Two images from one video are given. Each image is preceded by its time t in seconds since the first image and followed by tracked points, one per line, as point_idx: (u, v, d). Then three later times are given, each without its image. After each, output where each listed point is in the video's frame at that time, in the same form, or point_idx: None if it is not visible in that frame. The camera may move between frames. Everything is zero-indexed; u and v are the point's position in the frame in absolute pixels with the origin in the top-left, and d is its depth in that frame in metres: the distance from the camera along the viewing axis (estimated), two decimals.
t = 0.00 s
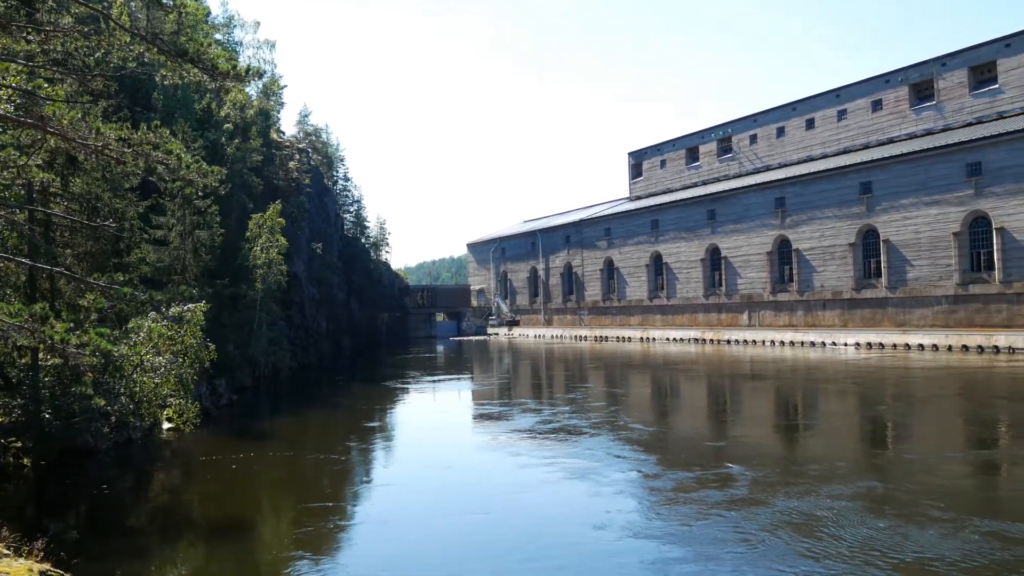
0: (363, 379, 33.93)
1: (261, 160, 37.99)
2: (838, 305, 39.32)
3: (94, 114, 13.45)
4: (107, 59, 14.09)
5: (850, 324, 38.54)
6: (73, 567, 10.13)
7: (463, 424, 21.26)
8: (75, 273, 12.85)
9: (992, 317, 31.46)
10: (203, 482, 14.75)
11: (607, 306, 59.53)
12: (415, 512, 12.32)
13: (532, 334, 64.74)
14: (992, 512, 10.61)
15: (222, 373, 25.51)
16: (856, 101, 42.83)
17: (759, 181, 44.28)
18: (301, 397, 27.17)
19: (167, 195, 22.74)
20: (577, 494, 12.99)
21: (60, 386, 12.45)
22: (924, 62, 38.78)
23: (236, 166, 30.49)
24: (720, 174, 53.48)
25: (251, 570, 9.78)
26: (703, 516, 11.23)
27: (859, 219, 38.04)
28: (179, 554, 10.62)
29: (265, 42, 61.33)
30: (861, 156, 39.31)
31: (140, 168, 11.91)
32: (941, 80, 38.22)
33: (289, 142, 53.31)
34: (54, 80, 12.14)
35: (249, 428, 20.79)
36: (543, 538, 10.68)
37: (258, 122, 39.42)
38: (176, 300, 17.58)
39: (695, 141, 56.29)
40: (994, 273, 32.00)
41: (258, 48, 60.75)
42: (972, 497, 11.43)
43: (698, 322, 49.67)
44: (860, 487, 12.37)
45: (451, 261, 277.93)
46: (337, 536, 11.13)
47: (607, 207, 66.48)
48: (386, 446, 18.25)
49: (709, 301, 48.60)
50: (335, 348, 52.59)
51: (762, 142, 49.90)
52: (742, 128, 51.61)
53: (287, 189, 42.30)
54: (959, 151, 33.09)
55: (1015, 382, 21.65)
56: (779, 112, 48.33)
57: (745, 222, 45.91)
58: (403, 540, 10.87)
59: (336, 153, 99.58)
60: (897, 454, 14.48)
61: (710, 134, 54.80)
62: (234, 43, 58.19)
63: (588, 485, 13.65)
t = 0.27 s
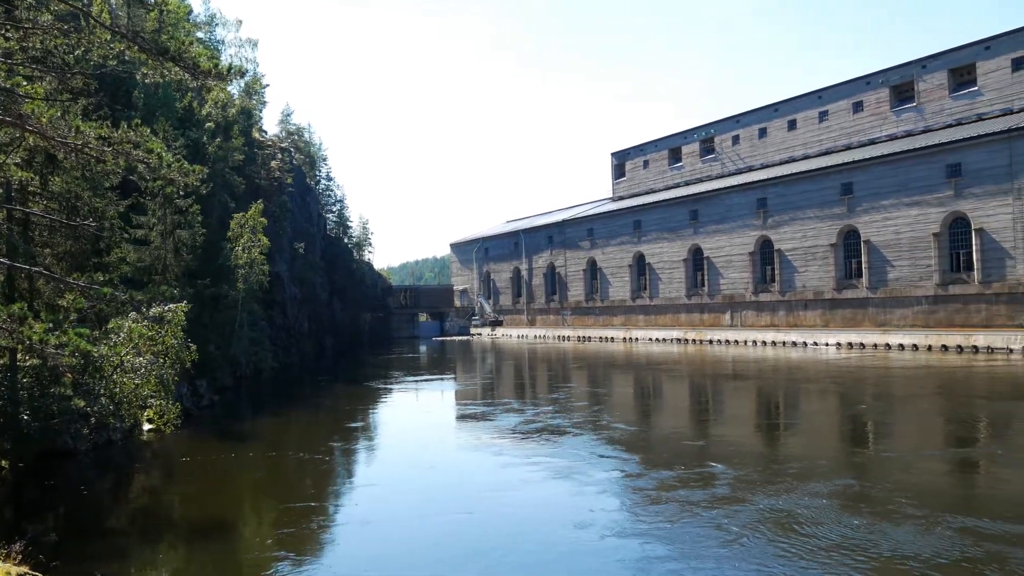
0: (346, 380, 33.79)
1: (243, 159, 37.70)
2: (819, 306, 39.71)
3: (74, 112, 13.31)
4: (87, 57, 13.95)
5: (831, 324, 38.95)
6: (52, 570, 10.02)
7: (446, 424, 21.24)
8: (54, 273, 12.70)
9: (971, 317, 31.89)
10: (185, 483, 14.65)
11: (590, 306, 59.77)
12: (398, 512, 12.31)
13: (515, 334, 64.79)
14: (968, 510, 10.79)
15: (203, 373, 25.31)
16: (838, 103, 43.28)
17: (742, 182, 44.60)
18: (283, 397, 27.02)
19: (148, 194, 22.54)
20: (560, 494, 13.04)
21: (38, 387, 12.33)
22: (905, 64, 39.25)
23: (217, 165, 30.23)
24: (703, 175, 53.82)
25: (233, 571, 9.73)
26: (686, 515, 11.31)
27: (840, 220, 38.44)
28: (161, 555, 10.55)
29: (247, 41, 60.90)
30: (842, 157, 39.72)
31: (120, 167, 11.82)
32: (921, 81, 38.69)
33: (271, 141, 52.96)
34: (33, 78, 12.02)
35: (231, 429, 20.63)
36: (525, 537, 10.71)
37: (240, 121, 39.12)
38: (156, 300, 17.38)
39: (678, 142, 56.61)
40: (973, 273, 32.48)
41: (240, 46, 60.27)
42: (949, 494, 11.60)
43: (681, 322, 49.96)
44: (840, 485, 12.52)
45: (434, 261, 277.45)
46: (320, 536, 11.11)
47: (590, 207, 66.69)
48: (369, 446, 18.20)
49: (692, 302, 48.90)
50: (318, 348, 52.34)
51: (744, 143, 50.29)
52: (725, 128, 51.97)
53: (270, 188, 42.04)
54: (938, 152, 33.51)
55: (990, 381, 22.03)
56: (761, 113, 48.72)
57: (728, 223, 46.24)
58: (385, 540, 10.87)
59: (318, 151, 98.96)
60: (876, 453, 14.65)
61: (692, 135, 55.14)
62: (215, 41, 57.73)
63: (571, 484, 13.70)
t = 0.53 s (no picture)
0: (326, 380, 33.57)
1: (222, 158, 37.31)
2: (798, 306, 40.07)
3: (50, 110, 13.09)
4: (63, 54, 13.73)
5: (810, 324, 39.31)
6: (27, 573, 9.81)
7: (426, 424, 21.11)
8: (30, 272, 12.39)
9: (948, 316, 32.30)
10: (162, 484, 14.43)
11: (570, 306, 59.86)
12: (378, 511, 12.22)
13: (495, 334, 64.71)
14: (946, 507, 10.88)
15: (181, 374, 24.98)
16: (816, 104, 43.74)
17: (721, 183, 44.90)
18: (262, 398, 26.77)
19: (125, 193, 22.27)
20: (541, 493, 13.00)
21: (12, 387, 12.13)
22: (883, 66, 39.72)
23: (196, 164, 29.86)
24: (682, 175, 54.15)
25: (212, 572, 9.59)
26: (667, 513, 11.32)
27: (819, 220, 38.83)
28: (138, 557, 10.37)
29: (226, 39, 60.33)
30: (821, 159, 40.14)
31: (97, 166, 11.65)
32: (898, 83, 39.08)
33: (250, 140, 52.49)
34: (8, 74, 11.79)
35: (209, 430, 20.36)
36: (508, 536, 10.66)
37: (219, 120, 38.71)
38: (134, 300, 17.09)
39: (658, 142, 56.92)
40: (950, 273, 32.88)
41: (219, 45, 59.55)
42: (927, 492, 11.70)
43: (661, 322, 50.19)
44: (820, 483, 12.58)
45: (415, 261, 276.81)
46: (298, 536, 10.97)
47: (570, 207, 66.85)
48: (348, 446, 18.08)
49: (672, 302, 49.15)
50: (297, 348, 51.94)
51: (723, 144, 50.66)
52: (704, 129, 52.33)
53: (249, 188, 41.61)
54: (915, 154, 33.90)
55: (963, 381, 22.34)
56: (741, 114, 49.11)
57: (707, 223, 46.53)
58: (366, 540, 10.76)
59: (298, 150, 98.14)
60: (854, 451, 14.77)
61: (672, 136, 55.46)
62: (194, 39, 57.12)
63: (552, 483, 13.69)
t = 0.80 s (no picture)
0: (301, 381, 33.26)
1: (196, 158, 36.80)
2: (772, 306, 40.51)
3: (19, 107, 12.79)
4: (33, 51, 13.41)
5: (784, 324, 39.75)
6: None
7: (402, 425, 20.98)
8: None
9: (919, 317, 32.81)
10: (135, 486, 14.19)
11: (547, 306, 59.97)
12: (354, 511, 12.13)
13: (472, 334, 64.61)
14: (918, 504, 11.01)
15: (154, 375, 24.59)
16: (791, 106, 44.24)
17: (697, 183, 45.24)
18: (236, 399, 26.45)
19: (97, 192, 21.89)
20: (518, 492, 12.97)
21: None
22: (856, 69, 40.28)
23: (170, 163, 29.39)
24: (658, 176, 54.50)
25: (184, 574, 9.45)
26: (643, 512, 11.34)
27: (793, 221, 39.29)
28: (109, 559, 10.18)
29: (201, 37, 59.55)
30: (795, 160, 40.61)
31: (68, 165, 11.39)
32: (870, 86, 39.74)
33: (224, 139, 51.81)
34: None
35: (182, 431, 20.04)
36: (484, 536, 10.62)
37: (192, 118, 38.19)
38: (105, 301, 16.77)
39: (634, 143, 57.24)
40: (922, 274, 33.37)
41: (193, 43, 58.67)
42: (900, 490, 11.84)
43: (637, 322, 50.45)
44: (795, 481, 12.70)
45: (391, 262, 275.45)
46: (273, 537, 10.82)
47: (547, 208, 67.01)
48: (324, 447, 17.95)
49: (648, 302, 49.44)
50: (272, 349, 51.43)
51: (699, 145, 51.06)
52: (680, 130, 52.71)
53: (223, 187, 41.17)
54: (889, 156, 34.37)
55: (932, 380, 22.73)
56: (716, 115, 49.55)
57: (683, 224, 46.87)
58: (342, 540, 10.66)
59: (272, 149, 97.10)
60: (827, 450, 14.92)
61: (648, 136, 55.81)
62: (167, 37, 56.26)
63: (528, 482, 13.67)
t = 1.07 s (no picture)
0: (280, 381, 32.96)
1: (174, 156, 36.35)
2: (751, 306, 40.85)
3: None
4: (8, 48, 13.16)
5: (763, 324, 40.07)
6: None
7: (382, 425, 20.85)
8: None
9: (896, 317, 33.24)
10: (112, 487, 13.96)
11: (526, 306, 60.00)
12: (334, 512, 12.02)
13: (451, 334, 64.44)
14: (898, 502, 11.10)
15: (130, 376, 24.20)
16: (769, 107, 44.66)
17: (676, 184, 45.52)
18: (214, 399, 26.14)
19: (73, 191, 21.54)
20: (499, 492, 12.93)
21: None
22: (834, 71, 40.76)
23: (148, 162, 28.96)
24: (638, 176, 54.78)
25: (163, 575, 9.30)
26: (624, 511, 11.33)
27: (772, 222, 39.64)
28: (86, 561, 9.99)
29: (179, 35, 58.82)
30: (773, 161, 41.00)
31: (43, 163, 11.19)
32: (848, 87, 40.19)
33: (202, 138, 51.22)
34: None
35: (158, 432, 19.75)
36: (465, 535, 10.56)
37: (170, 117, 37.73)
38: (81, 300, 16.47)
39: (614, 143, 57.48)
40: (899, 275, 33.78)
41: (171, 40, 57.98)
42: (880, 488, 11.92)
43: (616, 322, 50.64)
44: (775, 479, 12.78)
45: (371, 262, 274.07)
46: (251, 539, 10.66)
47: (527, 208, 67.09)
48: (302, 447, 17.80)
49: (627, 302, 49.65)
50: (250, 350, 50.93)
51: (678, 145, 51.38)
52: (659, 131, 53.00)
53: (201, 186, 40.67)
54: (866, 157, 34.77)
55: (907, 379, 23.03)
56: (695, 116, 49.88)
57: (662, 224, 47.12)
58: (322, 541, 10.54)
59: (250, 148, 96.18)
60: (805, 448, 15.03)
61: (628, 137, 56.07)
62: (145, 35, 55.47)
63: (508, 482, 13.65)
